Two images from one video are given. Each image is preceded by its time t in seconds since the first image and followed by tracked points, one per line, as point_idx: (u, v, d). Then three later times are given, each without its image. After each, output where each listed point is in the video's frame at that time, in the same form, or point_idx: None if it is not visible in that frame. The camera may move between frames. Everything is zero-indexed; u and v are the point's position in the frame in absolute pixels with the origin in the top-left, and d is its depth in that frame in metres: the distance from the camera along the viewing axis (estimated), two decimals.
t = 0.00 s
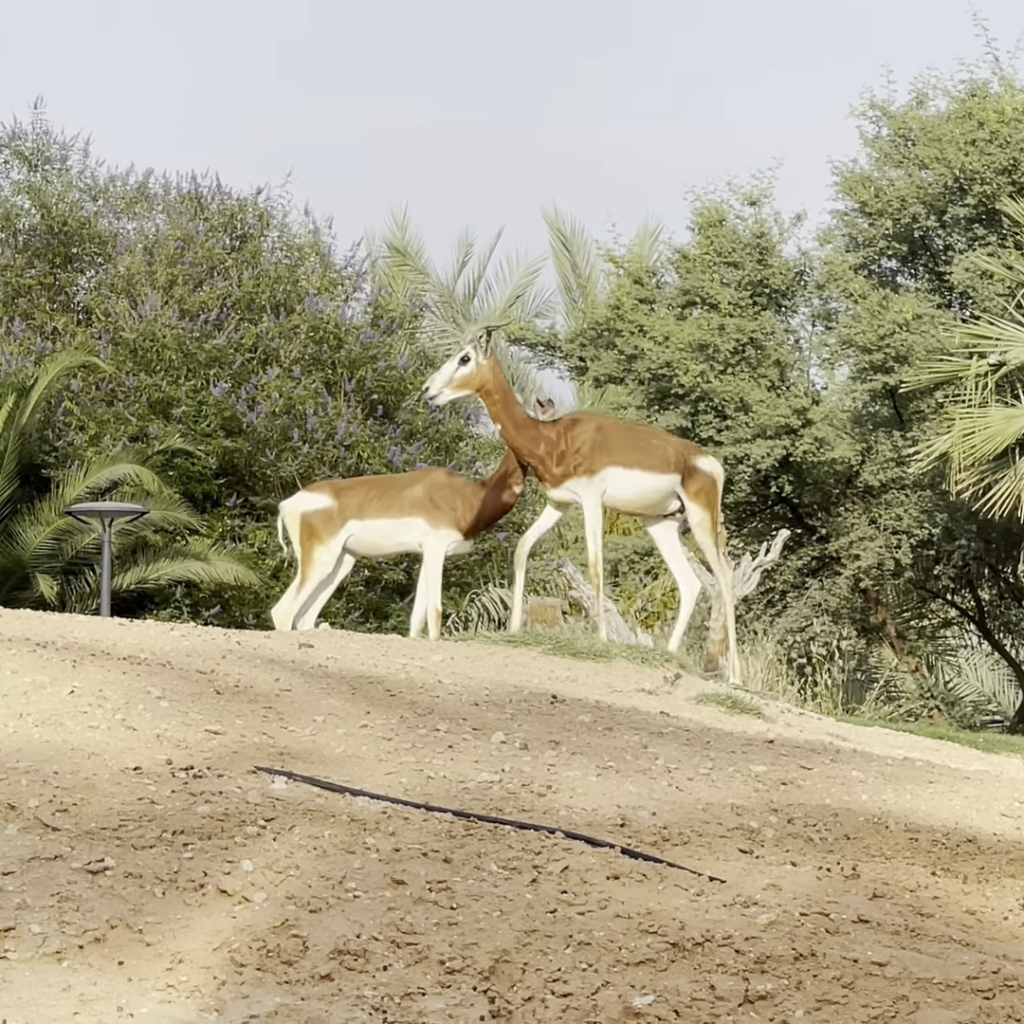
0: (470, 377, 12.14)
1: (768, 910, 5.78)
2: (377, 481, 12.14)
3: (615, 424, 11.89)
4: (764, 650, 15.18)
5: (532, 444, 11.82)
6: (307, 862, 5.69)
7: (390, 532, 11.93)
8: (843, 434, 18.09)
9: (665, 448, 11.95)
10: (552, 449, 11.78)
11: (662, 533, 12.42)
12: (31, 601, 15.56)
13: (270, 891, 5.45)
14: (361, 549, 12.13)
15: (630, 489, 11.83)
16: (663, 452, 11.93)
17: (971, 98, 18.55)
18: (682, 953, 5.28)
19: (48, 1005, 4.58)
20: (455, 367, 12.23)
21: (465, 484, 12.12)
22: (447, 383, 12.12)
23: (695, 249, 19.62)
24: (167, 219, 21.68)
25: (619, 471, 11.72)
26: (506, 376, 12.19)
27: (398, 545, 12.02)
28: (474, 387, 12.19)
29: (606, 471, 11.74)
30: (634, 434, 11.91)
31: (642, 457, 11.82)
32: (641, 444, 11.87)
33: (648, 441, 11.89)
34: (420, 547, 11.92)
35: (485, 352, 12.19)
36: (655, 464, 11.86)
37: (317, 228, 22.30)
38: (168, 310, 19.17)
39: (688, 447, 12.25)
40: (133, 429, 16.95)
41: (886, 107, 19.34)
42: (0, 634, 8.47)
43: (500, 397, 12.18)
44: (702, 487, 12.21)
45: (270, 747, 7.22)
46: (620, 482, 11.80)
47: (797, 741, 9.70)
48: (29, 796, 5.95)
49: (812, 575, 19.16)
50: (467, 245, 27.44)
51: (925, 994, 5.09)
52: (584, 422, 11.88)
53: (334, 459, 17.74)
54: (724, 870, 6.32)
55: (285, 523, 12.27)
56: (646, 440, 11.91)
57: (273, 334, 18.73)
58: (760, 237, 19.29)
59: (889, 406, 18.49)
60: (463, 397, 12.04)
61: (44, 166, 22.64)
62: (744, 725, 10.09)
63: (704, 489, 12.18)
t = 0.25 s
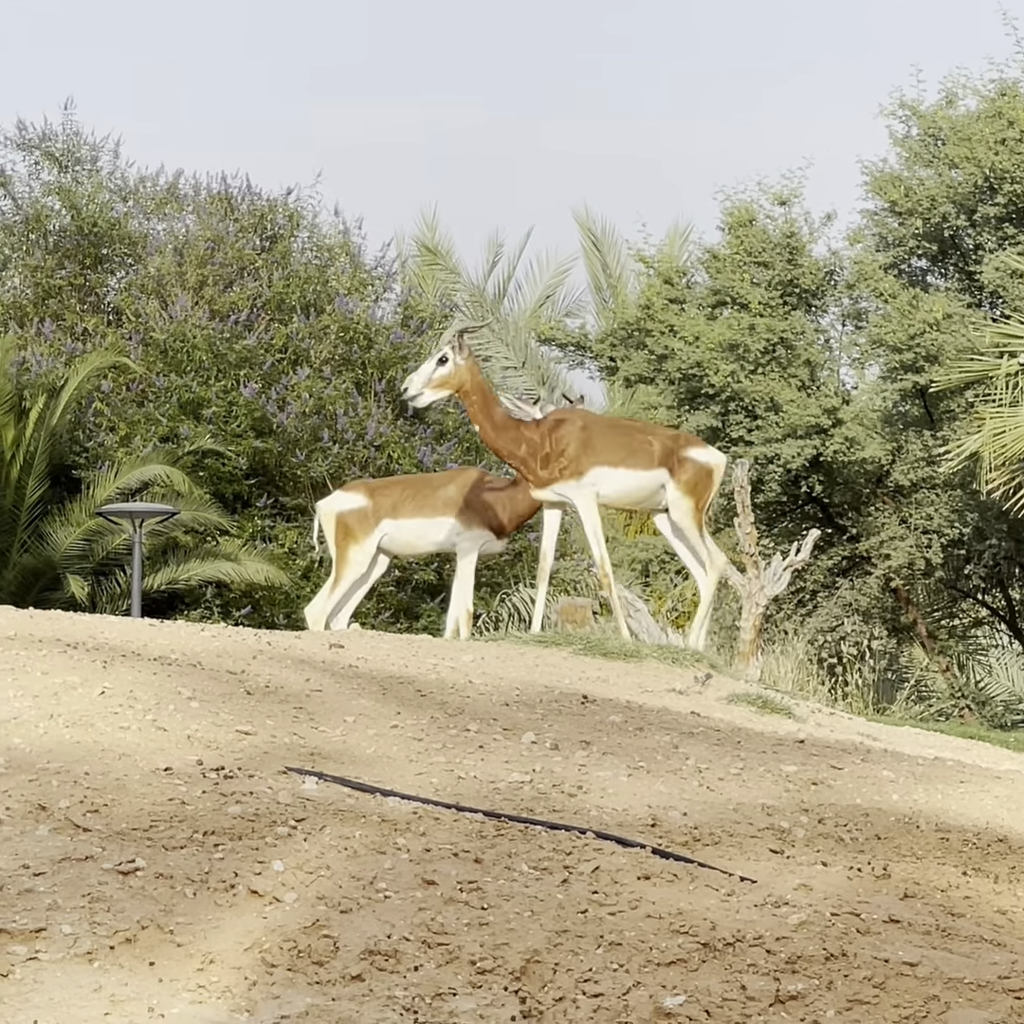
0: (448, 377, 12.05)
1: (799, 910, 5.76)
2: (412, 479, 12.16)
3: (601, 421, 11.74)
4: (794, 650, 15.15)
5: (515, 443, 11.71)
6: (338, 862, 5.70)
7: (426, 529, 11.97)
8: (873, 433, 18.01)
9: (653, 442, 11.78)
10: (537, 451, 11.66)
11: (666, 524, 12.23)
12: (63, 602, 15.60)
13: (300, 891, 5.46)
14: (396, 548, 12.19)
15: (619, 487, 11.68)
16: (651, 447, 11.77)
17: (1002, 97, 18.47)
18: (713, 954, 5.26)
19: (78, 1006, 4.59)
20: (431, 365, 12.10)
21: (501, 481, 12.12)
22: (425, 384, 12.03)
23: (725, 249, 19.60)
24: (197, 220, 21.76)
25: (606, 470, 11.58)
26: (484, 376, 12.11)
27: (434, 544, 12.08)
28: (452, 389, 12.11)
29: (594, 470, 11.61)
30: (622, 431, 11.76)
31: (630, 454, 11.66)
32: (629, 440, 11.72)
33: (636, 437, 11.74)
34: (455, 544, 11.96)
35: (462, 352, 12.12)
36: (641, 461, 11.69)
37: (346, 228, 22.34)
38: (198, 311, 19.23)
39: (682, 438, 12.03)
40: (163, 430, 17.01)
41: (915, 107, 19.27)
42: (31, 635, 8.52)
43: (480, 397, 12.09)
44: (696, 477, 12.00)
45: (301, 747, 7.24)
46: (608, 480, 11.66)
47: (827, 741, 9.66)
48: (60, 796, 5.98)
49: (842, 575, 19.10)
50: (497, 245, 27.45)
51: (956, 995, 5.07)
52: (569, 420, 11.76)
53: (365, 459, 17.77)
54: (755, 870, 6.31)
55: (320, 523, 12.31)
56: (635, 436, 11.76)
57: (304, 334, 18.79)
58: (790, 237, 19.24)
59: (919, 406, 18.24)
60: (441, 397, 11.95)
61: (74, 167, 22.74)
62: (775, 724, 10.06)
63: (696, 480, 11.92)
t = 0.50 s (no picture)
0: (428, 377, 12.04)
1: (832, 910, 5.74)
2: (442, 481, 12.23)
3: (587, 419, 11.58)
4: (827, 651, 15.10)
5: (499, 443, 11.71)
6: (370, 863, 5.71)
7: (463, 532, 12.05)
8: (906, 434, 17.94)
9: (639, 440, 11.57)
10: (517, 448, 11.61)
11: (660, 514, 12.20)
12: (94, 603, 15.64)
13: (332, 892, 5.47)
14: (429, 549, 12.23)
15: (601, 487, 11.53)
16: (637, 445, 11.56)
17: None
18: (745, 954, 5.25)
19: (111, 1006, 4.62)
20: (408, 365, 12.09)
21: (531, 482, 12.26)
22: (406, 383, 12.01)
23: (756, 249, 19.57)
24: (228, 221, 21.83)
25: (586, 469, 11.43)
26: (465, 376, 12.12)
27: (467, 544, 12.16)
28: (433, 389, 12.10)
29: (574, 468, 11.46)
30: (608, 429, 11.58)
31: (614, 452, 11.48)
32: (614, 438, 11.54)
33: (622, 435, 11.55)
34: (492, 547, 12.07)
35: (442, 353, 12.12)
36: (624, 458, 11.49)
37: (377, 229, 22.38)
38: (230, 312, 19.29)
39: (676, 433, 11.75)
40: (195, 431, 17.08)
41: (946, 107, 19.19)
42: (64, 636, 8.57)
43: (461, 397, 12.09)
44: (687, 474, 11.69)
45: (333, 748, 7.26)
46: (590, 478, 11.49)
47: (859, 741, 9.63)
48: (93, 797, 6.01)
49: (875, 575, 19.04)
50: (529, 246, 27.46)
51: (990, 995, 5.05)
52: (553, 418, 11.64)
53: (396, 460, 17.79)
54: (787, 871, 6.29)
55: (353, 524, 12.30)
56: (621, 434, 11.56)
57: (335, 335, 18.84)
58: (821, 237, 19.18)
59: (951, 406, 18.18)
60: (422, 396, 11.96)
61: (106, 168, 22.84)
62: (807, 725, 10.04)
63: (684, 476, 11.62)
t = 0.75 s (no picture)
0: (423, 374, 12.24)
1: (866, 910, 5.72)
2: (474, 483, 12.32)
3: (571, 417, 11.51)
4: (861, 651, 15.03)
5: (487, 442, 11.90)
6: (404, 863, 5.72)
7: (499, 530, 12.18)
8: (940, 432, 17.84)
9: (625, 439, 11.47)
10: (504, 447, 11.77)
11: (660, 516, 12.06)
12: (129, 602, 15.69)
13: (366, 892, 5.48)
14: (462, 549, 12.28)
15: (585, 486, 11.49)
16: (622, 444, 11.46)
17: None
18: (779, 954, 5.23)
19: (144, 1006, 4.63)
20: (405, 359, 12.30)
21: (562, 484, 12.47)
22: (400, 379, 12.23)
23: (790, 248, 19.52)
24: (262, 220, 21.87)
25: (566, 470, 11.41)
26: (459, 372, 12.29)
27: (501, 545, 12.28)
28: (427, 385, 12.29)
29: (555, 467, 11.46)
30: (594, 428, 11.50)
31: (597, 453, 11.42)
32: (598, 437, 11.46)
33: (607, 434, 11.45)
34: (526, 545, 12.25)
35: (438, 350, 12.31)
36: (606, 456, 11.43)
37: (410, 228, 22.40)
38: (264, 312, 19.33)
39: (668, 428, 11.59)
40: (229, 431, 17.13)
41: (980, 105, 19.08)
42: (99, 636, 8.61)
43: (454, 394, 12.27)
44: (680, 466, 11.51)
45: (367, 748, 7.27)
46: (572, 477, 11.47)
47: (894, 741, 9.58)
48: (127, 796, 6.03)
49: (909, 574, 18.95)
50: (563, 245, 27.44)
51: None
52: (539, 416, 11.65)
53: (430, 459, 17.81)
54: (821, 870, 6.27)
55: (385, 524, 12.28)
56: (606, 432, 11.47)
57: (369, 334, 18.88)
58: (855, 236, 19.09)
59: (986, 407, 18.18)
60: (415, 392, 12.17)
61: (139, 168, 22.93)
62: (841, 724, 9.99)
63: (676, 469, 11.46)
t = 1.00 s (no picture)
0: (411, 365, 12.03)
1: (900, 909, 5.70)
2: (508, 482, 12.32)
3: (559, 409, 11.27)
4: (894, 649, 14.95)
5: (475, 433, 11.67)
6: (437, 862, 5.73)
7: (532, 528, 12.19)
8: (973, 430, 17.76)
9: (612, 433, 11.20)
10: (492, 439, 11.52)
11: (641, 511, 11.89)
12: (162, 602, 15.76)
13: (399, 890, 5.50)
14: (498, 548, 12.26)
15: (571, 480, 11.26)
16: (609, 437, 11.20)
17: None
18: (812, 953, 5.22)
19: (177, 1006, 4.66)
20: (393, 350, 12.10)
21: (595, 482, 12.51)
22: (388, 370, 12.01)
23: (823, 246, 19.46)
24: (296, 220, 21.91)
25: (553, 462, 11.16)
26: (447, 363, 12.07)
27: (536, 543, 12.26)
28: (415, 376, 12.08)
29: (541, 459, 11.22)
30: (581, 421, 11.24)
31: (584, 446, 11.16)
32: (586, 430, 11.20)
33: (594, 427, 11.19)
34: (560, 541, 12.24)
35: (427, 340, 12.10)
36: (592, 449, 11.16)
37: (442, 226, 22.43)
38: (296, 311, 19.38)
39: (657, 422, 11.34)
40: (262, 430, 17.20)
41: (1014, 103, 18.99)
42: (132, 635, 8.64)
43: (442, 384, 12.05)
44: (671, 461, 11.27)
45: (399, 747, 7.27)
46: (558, 470, 11.21)
47: (927, 740, 9.54)
48: (160, 796, 6.06)
49: (943, 573, 18.87)
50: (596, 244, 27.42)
51: None
52: (527, 408, 11.42)
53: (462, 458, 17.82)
54: (855, 868, 6.25)
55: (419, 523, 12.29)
56: (593, 425, 11.21)
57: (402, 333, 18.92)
58: (888, 234, 19.01)
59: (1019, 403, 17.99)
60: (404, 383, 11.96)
61: (172, 167, 23.01)
62: (874, 723, 9.95)
63: (665, 465, 11.22)
